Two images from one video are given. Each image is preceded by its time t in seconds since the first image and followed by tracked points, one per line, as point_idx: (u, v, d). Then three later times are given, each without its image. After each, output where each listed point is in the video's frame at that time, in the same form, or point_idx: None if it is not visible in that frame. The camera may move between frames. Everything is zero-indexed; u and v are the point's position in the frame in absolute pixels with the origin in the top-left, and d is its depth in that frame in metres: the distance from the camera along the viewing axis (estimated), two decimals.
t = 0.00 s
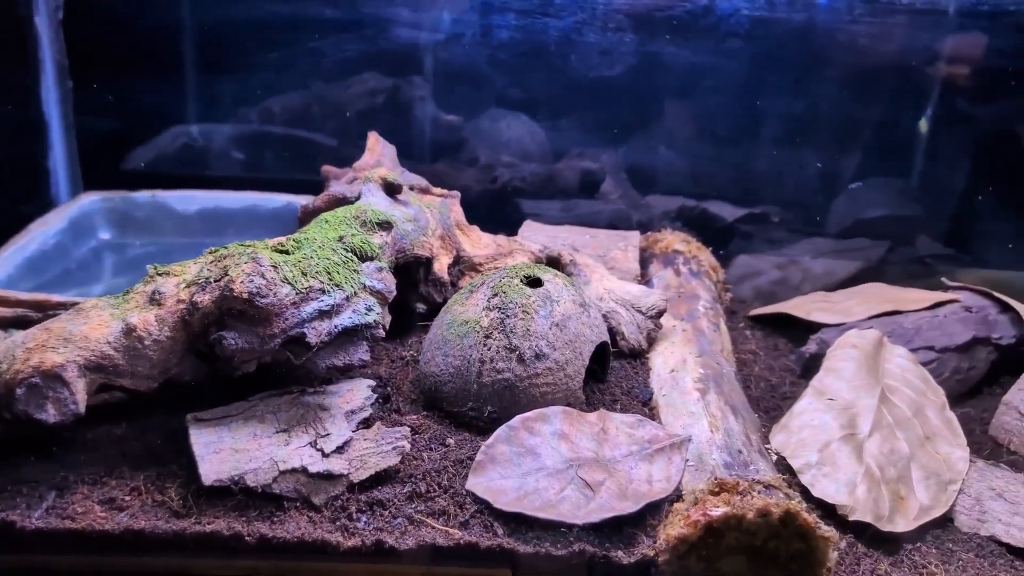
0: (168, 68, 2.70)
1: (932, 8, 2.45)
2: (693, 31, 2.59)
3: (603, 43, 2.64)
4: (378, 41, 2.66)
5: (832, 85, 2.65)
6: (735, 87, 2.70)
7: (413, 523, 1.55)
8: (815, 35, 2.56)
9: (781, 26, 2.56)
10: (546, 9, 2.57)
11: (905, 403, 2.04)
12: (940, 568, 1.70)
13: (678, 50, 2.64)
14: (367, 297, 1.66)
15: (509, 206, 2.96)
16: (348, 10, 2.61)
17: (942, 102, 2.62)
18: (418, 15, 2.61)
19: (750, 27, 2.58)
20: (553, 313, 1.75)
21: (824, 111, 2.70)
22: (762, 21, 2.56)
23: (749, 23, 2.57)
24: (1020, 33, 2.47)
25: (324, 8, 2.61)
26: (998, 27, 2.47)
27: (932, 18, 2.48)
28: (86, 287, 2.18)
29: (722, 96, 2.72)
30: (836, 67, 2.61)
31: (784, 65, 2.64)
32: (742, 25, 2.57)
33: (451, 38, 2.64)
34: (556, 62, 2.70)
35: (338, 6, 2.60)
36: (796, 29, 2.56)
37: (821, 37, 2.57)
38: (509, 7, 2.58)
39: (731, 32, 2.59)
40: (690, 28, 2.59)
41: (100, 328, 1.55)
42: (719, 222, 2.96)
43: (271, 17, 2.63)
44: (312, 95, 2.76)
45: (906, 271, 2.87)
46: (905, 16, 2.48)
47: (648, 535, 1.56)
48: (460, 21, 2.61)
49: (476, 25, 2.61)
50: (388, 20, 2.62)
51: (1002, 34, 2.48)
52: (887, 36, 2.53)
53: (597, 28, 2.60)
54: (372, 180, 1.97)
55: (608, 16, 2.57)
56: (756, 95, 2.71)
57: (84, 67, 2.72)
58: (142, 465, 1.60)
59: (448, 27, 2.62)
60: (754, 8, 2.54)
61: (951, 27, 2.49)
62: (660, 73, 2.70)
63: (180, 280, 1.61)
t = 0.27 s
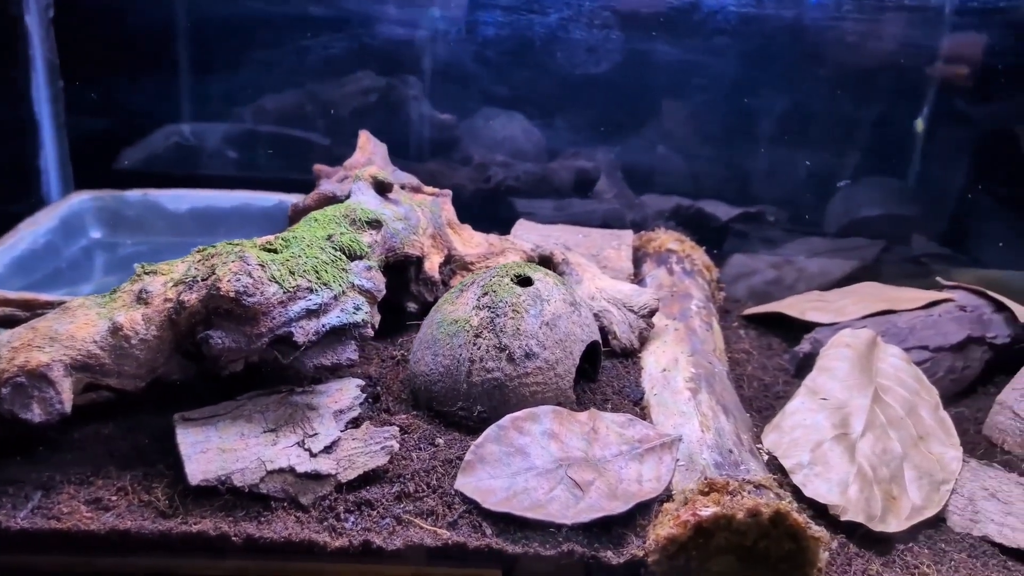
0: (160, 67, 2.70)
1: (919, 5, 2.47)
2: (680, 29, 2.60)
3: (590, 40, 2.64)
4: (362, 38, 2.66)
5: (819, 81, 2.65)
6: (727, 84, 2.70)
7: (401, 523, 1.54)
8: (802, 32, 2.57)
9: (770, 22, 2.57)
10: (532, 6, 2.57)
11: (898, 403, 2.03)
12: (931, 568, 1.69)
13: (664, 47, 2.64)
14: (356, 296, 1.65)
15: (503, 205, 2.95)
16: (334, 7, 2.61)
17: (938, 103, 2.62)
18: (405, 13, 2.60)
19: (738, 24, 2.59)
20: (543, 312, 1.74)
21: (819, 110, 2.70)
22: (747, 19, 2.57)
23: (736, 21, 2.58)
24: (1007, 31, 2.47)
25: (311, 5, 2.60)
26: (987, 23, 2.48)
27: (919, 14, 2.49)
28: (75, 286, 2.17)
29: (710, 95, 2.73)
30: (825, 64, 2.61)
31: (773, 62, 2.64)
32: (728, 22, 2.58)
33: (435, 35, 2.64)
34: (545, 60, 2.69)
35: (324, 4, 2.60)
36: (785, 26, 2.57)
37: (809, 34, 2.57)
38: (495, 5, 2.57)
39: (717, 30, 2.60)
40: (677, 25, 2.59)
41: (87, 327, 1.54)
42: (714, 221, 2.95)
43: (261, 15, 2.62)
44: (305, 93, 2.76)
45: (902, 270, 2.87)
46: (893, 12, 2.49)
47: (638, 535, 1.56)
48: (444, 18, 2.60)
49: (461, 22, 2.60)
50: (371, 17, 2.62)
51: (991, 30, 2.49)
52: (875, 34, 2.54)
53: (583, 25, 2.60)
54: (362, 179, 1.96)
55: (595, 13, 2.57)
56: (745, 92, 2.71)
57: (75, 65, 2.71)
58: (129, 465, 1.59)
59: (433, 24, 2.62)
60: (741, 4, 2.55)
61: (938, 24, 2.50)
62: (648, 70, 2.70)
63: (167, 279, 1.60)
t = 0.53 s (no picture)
0: (152, 65, 2.70)
1: (906, 2, 2.49)
2: (667, 27, 2.62)
3: (575, 37, 2.65)
4: (349, 35, 2.66)
5: (804, 79, 2.67)
6: (717, 82, 2.72)
7: (390, 521, 1.54)
8: (788, 30, 2.59)
9: (757, 20, 2.59)
10: (518, 3, 2.58)
11: (890, 401, 2.03)
12: (922, 566, 1.70)
13: (651, 45, 2.66)
14: (346, 294, 1.65)
15: (497, 204, 2.94)
16: (322, 5, 2.61)
17: (934, 102, 2.62)
18: (394, 10, 2.61)
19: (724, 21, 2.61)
20: (533, 310, 1.74)
21: (814, 109, 2.71)
22: (732, 16, 2.59)
23: (723, 18, 2.60)
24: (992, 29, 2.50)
25: (300, 3, 2.60)
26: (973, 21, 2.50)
27: (905, 12, 2.51)
28: (66, 285, 2.17)
29: (700, 94, 2.74)
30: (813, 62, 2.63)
31: (762, 61, 2.66)
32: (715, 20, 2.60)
33: (421, 32, 2.64)
34: (536, 57, 2.69)
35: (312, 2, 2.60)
36: (772, 23, 2.59)
37: (796, 30, 2.59)
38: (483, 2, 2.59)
39: (703, 27, 2.62)
40: (664, 22, 2.61)
41: (76, 325, 1.54)
42: (708, 220, 2.95)
43: (251, 13, 2.62)
44: (298, 92, 2.75)
45: (896, 269, 2.87)
46: (880, 10, 2.51)
47: (627, 534, 1.56)
48: (430, 16, 2.61)
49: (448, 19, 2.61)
50: (358, 15, 2.62)
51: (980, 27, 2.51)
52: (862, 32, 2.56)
53: (569, 23, 2.62)
54: (353, 177, 1.96)
55: (580, 11, 2.59)
56: (734, 90, 2.73)
57: (68, 64, 2.71)
58: (119, 463, 1.59)
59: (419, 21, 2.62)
60: (728, 2, 2.57)
61: (924, 22, 2.52)
62: (637, 66, 2.71)
63: (156, 277, 1.60)
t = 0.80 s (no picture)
0: (143, 63, 2.69)
1: None
2: (651, 24, 2.61)
3: (558, 34, 2.65)
4: (331, 31, 2.65)
5: (787, 76, 2.67)
6: (704, 80, 2.72)
7: (377, 519, 1.54)
8: (772, 26, 2.59)
9: (742, 17, 2.58)
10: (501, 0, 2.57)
11: (880, 400, 2.03)
12: (910, 565, 1.69)
13: (635, 43, 2.66)
14: (333, 292, 1.64)
15: (489, 203, 2.94)
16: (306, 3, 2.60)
17: (929, 99, 2.64)
18: (379, 7, 2.60)
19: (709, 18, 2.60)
20: (521, 309, 1.74)
21: (808, 108, 2.72)
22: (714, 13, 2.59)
23: (706, 15, 2.59)
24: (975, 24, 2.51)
25: (285, 1, 2.59)
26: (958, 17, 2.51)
27: (889, 7, 2.52)
28: (55, 283, 2.17)
29: (687, 91, 2.75)
30: (799, 59, 2.64)
31: (748, 57, 2.66)
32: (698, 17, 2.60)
33: (404, 29, 2.64)
34: (524, 55, 2.69)
35: None
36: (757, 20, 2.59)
37: (780, 26, 2.59)
38: None
39: (687, 24, 2.61)
40: (646, 21, 2.61)
41: (62, 323, 1.54)
42: (702, 219, 2.95)
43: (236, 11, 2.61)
44: (290, 90, 2.75)
45: (889, 268, 2.86)
46: (863, 7, 2.52)
47: (613, 532, 1.56)
48: (413, 13, 2.61)
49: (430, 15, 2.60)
50: (340, 11, 2.61)
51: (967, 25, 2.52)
52: (845, 29, 2.57)
53: (552, 20, 2.62)
54: (342, 175, 1.95)
55: (563, 7, 2.59)
56: (726, 88, 2.72)
57: (58, 63, 2.71)
58: (106, 461, 1.59)
59: (403, 18, 2.62)
60: None
61: (908, 18, 2.53)
62: (623, 63, 2.71)
63: (143, 275, 1.61)
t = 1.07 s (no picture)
0: (131, 61, 2.68)
1: None
2: (633, 19, 2.60)
3: (538, 29, 2.64)
4: (311, 27, 2.64)
5: (767, 71, 2.67)
6: (689, 76, 2.71)
7: (361, 518, 1.53)
8: (754, 21, 2.60)
9: (731, 13, 2.58)
10: None
11: (870, 398, 2.02)
12: (898, 564, 1.69)
13: (615, 39, 2.65)
14: (317, 290, 1.64)
15: (481, 201, 2.93)
16: None
17: (921, 99, 2.63)
18: (362, 3, 2.60)
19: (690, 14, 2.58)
20: (508, 307, 1.73)
21: (800, 106, 2.71)
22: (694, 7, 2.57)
23: (686, 9, 2.57)
24: (958, 18, 2.51)
25: None
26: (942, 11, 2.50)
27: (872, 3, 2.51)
28: (42, 282, 2.16)
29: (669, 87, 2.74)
30: (783, 55, 2.64)
31: (732, 51, 2.65)
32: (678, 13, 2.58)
33: (384, 24, 2.63)
34: (510, 52, 2.69)
35: None
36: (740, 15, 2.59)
37: (761, 20, 2.59)
38: None
39: (668, 19, 2.60)
40: (626, 15, 2.59)
41: (44, 321, 1.53)
42: (694, 218, 2.95)
43: (218, 7, 2.60)
44: (279, 88, 2.74)
45: (882, 266, 2.86)
46: (846, 2, 2.51)
47: (599, 531, 1.55)
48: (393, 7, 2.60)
49: (410, 9, 2.60)
50: (318, 5, 2.59)
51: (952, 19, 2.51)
52: (828, 23, 2.56)
53: (531, 14, 2.60)
54: (329, 172, 1.94)
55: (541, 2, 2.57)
56: (717, 85, 2.71)
57: (47, 60, 2.70)
58: (89, 460, 1.58)
59: (383, 13, 2.61)
60: None
61: (890, 13, 2.53)
62: (607, 58, 2.70)
63: (127, 272, 1.59)
